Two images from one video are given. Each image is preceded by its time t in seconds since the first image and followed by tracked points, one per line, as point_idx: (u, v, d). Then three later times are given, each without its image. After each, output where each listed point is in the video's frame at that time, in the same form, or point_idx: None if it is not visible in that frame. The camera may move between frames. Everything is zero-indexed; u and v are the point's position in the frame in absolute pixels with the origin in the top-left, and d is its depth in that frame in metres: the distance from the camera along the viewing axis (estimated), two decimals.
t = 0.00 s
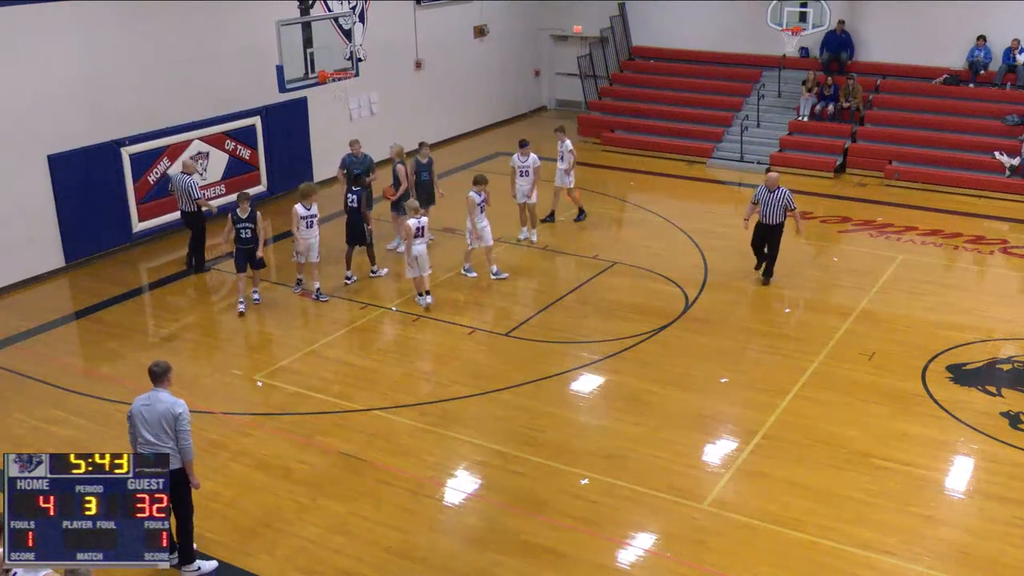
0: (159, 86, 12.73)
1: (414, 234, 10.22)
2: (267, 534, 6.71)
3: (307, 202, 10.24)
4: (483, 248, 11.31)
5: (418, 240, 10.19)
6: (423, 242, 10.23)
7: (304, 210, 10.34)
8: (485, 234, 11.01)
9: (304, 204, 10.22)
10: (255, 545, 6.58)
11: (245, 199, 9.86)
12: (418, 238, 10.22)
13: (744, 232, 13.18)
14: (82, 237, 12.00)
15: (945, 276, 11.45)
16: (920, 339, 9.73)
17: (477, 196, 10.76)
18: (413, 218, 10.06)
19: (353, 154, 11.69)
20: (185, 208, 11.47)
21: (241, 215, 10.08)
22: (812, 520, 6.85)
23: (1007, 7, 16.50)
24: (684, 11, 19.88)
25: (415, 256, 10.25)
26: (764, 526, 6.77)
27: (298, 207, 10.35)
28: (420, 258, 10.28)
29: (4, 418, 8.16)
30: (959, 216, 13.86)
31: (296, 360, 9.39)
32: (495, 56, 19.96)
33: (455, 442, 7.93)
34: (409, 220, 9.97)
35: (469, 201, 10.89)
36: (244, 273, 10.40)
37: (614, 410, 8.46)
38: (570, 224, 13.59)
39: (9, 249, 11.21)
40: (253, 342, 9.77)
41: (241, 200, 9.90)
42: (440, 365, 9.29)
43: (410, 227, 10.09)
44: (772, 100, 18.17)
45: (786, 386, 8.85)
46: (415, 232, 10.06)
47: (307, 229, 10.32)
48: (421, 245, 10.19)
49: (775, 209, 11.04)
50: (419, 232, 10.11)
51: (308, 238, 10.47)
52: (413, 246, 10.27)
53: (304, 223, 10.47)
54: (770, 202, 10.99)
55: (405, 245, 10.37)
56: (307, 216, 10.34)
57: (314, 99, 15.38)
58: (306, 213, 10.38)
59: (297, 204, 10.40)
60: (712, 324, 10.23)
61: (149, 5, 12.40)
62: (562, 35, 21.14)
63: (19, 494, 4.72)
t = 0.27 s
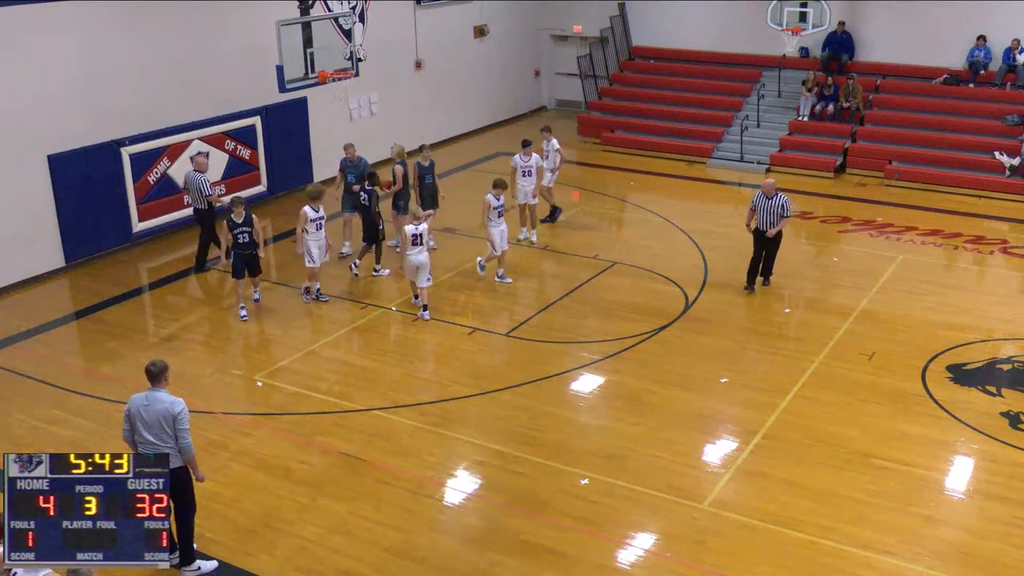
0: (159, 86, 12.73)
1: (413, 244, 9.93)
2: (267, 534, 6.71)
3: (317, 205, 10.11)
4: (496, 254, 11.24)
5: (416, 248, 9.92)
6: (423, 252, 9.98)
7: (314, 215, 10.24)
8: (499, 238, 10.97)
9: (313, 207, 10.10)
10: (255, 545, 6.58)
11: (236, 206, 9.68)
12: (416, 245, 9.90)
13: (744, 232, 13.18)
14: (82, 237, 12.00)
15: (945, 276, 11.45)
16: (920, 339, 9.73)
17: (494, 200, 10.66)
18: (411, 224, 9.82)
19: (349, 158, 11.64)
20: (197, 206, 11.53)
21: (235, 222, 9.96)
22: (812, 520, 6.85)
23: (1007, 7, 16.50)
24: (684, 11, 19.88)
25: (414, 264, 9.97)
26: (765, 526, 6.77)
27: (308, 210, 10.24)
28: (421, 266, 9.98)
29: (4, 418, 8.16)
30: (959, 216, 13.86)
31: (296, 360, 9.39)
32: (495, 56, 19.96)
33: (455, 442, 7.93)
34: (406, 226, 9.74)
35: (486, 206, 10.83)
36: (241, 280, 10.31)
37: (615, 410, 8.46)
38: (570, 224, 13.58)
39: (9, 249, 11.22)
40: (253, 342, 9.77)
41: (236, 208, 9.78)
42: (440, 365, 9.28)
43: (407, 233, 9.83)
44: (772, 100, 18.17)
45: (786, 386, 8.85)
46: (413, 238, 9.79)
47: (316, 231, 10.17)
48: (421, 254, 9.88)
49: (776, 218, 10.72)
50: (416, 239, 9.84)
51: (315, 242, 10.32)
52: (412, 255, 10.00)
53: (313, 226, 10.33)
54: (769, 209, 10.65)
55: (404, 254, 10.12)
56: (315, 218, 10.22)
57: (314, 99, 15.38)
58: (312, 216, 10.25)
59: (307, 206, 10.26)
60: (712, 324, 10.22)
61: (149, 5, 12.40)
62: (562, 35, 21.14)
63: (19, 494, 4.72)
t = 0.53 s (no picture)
0: (159, 86, 12.73)
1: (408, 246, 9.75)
2: (267, 534, 6.71)
3: (324, 209, 9.95)
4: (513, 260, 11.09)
5: (414, 250, 9.76)
6: (420, 254, 9.82)
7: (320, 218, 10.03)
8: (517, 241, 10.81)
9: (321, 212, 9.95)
10: (255, 545, 6.58)
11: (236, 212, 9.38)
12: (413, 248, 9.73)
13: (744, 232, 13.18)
14: (82, 236, 12.00)
15: (945, 276, 11.45)
16: (920, 339, 9.73)
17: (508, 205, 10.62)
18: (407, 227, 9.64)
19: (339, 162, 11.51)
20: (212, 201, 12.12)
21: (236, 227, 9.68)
22: (812, 520, 6.85)
23: (1007, 7, 16.50)
24: (684, 11, 19.87)
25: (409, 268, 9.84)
26: (765, 527, 6.77)
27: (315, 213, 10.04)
28: (418, 269, 9.87)
29: (4, 418, 8.16)
30: (959, 216, 13.86)
31: (297, 360, 9.39)
32: (495, 55, 19.96)
33: (455, 442, 7.93)
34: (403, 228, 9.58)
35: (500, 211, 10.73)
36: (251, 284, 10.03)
37: (615, 410, 8.46)
38: (570, 224, 13.58)
39: (9, 249, 11.22)
40: (253, 343, 9.77)
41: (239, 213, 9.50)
42: (440, 366, 9.28)
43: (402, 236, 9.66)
44: (772, 100, 18.17)
45: (786, 386, 8.85)
46: (408, 241, 9.64)
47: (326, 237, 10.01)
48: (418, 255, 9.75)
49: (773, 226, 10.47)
50: (412, 241, 9.68)
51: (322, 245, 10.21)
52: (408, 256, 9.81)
53: (322, 230, 10.19)
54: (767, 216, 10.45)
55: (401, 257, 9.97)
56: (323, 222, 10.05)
57: (314, 99, 15.38)
58: (320, 221, 10.07)
59: (314, 210, 10.08)
60: (712, 324, 10.23)
61: (149, 5, 12.40)
62: (562, 35, 21.14)
63: (19, 495, 4.72)
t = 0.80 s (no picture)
0: (159, 86, 12.73)
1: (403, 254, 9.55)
2: (267, 533, 6.72)
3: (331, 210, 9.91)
4: (519, 263, 11.06)
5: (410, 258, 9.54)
6: (415, 262, 9.60)
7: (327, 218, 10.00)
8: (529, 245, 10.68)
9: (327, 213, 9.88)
10: (255, 545, 6.58)
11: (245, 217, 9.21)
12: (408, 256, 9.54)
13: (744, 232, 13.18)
14: (82, 236, 12.00)
15: (945, 276, 11.45)
16: (920, 339, 9.73)
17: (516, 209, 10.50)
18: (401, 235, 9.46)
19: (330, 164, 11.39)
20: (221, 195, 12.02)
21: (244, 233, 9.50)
22: (812, 520, 6.85)
23: (1007, 7, 16.50)
24: (684, 11, 19.88)
25: (405, 276, 9.62)
26: (765, 526, 6.77)
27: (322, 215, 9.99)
28: (415, 277, 9.66)
29: (3, 418, 8.16)
30: (959, 216, 13.86)
31: (297, 360, 9.39)
32: (495, 55, 19.96)
33: (455, 442, 7.93)
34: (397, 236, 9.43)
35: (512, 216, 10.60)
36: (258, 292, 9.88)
37: (615, 410, 8.46)
38: (571, 224, 13.59)
39: (9, 249, 11.22)
40: (253, 343, 9.77)
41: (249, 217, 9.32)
42: (439, 366, 9.28)
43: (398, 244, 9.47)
44: (772, 100, 18.16)
45: (786, 386, 8.85)
46: (403, 250, 9.44)
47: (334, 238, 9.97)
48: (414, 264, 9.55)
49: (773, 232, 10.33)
50: (406, 250, 9.47)
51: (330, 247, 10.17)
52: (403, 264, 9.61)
53: (331, 231, 10.14)
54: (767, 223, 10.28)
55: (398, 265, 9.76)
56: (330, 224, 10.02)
57: (314, 99, 15.38)
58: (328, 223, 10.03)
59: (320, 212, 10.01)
60: (712, 324, 10.23)
61: (149, 5, 12.40)
62: (562, 35, 21.14)
63: (19, 495, 4.72)
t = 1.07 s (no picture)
0: (159, 86, 12.73)
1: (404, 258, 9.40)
2: (267, 533, 6.72)
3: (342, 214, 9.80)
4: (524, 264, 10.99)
5: (411, 261, 9.40)
6: (417, 266, 9.45)
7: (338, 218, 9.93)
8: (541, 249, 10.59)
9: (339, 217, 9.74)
10: (255, 545, 6.58)
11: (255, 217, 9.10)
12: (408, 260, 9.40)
13: (744, 232, 13.18)
14: (82, 236, 11.99)
15: (944, 276, 11.45)
16: (920, 339, 9.73)
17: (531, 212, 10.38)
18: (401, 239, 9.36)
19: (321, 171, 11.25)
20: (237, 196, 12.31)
21: (251, 235, 9.38)
22: (812, 520, 6.85)
23: (1007, 7, 16.50)
24: (684, 11, 19.87)
25: (407, 280, 9.45)
26: (765, 526, 6.77)
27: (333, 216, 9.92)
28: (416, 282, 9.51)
29: (4, 418, 8.16)
30: (959, 217, 13.86)
31: (297, 360, 9.40)
32: (495, 55, 19.96)
33: (455, 442, 7.93)
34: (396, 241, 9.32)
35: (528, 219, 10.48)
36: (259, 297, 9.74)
37: (615, 410, 8.46)
38: (571, 224, 13.59)
39: (9, 249, 11.21)
40: (253, 343, 9.77)
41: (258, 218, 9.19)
42: (439, 366, 9.28)
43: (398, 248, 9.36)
44: (772, 100, 18.16)
45: (786, 386, 8.85)
46: (403, 253, 9.32)
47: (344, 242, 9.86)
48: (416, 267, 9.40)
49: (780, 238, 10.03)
50: (406, 253, 9.34)
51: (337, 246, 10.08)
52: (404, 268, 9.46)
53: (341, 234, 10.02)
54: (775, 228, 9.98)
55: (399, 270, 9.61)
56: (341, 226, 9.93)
57: (314, 99, 15.38)
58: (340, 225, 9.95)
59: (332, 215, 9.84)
60: (712, 324, 10.23)
61: (149, 5, 12.40)
62: (562, 35, 21.13)
63: (19, 494, 4.72)
